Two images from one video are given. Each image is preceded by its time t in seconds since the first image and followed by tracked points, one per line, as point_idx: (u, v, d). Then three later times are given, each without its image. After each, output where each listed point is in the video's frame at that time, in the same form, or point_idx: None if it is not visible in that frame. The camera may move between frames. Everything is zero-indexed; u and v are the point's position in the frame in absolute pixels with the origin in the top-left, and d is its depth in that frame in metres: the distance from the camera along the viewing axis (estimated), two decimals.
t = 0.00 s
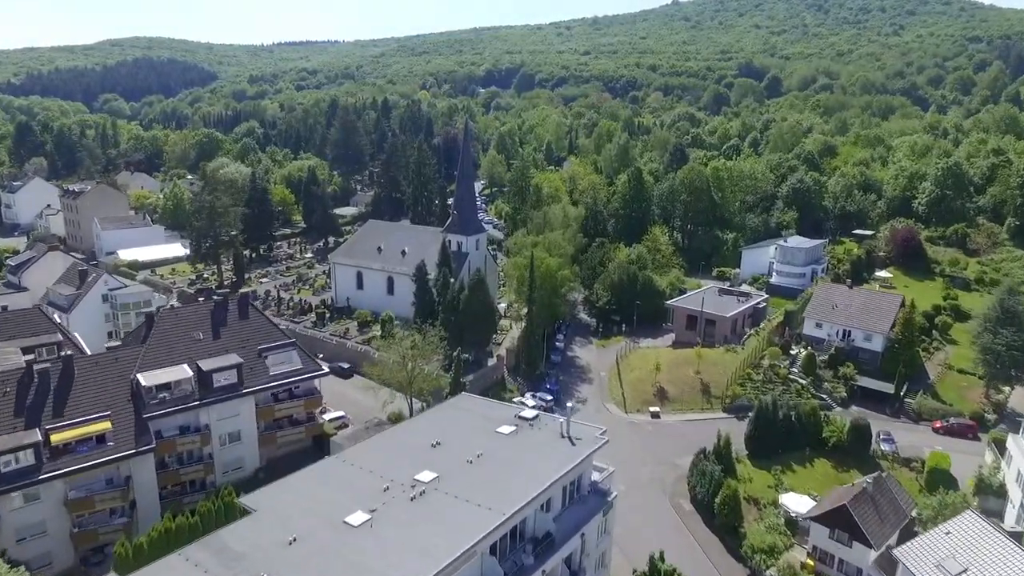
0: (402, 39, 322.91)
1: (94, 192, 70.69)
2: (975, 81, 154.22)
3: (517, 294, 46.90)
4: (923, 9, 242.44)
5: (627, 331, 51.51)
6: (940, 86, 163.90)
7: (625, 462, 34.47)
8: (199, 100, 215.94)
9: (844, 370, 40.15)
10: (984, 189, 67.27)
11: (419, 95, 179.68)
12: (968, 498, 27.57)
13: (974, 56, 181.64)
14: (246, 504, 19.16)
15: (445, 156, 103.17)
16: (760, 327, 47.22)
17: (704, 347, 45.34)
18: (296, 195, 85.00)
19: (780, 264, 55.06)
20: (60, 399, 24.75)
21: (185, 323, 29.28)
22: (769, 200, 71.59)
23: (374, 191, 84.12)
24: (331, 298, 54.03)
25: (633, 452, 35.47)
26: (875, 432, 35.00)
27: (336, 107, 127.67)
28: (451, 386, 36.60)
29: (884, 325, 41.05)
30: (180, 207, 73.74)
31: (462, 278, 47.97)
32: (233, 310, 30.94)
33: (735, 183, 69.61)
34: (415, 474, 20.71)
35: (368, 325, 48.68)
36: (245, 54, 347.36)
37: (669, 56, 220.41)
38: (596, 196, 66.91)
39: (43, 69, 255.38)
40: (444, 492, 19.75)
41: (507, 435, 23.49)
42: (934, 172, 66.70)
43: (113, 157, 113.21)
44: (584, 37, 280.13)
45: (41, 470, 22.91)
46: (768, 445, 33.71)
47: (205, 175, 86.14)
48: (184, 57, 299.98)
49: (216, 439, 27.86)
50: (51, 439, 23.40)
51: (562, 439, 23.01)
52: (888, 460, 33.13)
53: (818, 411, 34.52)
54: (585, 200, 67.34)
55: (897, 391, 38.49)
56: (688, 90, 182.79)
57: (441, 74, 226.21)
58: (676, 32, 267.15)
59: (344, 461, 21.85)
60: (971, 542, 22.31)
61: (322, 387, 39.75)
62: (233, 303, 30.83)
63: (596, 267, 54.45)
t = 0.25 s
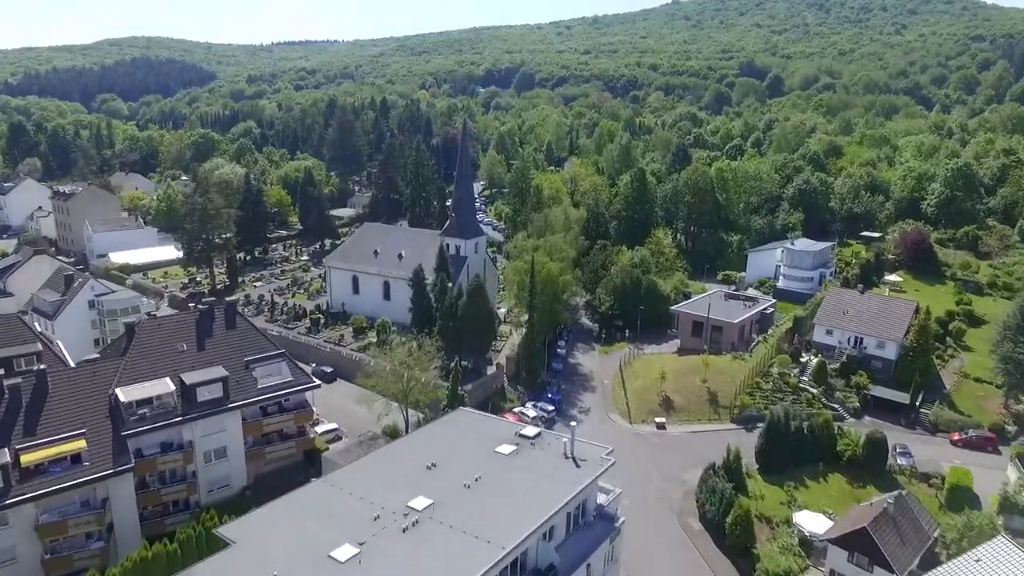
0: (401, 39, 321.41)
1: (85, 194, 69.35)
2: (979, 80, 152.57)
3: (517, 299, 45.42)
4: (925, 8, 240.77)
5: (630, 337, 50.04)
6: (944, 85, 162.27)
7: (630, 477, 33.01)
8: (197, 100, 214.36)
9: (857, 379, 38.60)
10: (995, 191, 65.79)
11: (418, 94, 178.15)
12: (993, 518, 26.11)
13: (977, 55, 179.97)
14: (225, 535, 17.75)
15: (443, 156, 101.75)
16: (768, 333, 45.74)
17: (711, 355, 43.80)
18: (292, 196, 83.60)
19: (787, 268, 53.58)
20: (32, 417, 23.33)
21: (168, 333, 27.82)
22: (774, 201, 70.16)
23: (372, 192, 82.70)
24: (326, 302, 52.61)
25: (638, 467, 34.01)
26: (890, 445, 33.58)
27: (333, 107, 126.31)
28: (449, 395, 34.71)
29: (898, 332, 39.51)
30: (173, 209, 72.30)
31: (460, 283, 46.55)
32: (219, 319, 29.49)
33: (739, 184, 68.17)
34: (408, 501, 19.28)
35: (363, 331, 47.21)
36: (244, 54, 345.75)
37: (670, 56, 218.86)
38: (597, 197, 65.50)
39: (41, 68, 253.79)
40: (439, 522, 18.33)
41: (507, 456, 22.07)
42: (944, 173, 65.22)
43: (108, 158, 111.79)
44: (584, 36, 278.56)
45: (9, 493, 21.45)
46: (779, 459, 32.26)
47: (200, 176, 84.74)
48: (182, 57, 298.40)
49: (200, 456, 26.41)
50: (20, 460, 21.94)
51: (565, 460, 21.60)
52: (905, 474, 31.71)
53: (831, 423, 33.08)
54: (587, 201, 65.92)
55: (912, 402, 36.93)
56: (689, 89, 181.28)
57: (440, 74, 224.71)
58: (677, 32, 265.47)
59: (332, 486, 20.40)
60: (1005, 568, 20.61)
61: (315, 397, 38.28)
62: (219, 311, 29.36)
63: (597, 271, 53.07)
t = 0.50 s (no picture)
0: (401, 39, 320.03)
1: (76, 196, 67.88)
2: (983, 80, 151.05)
3: (517, 306, 43.90)
4: (927, 7, 239.31)
5: (633, 343, 48.62)
6: (948, 85, 160.81)
7: (635, 493, 31.54)
8: (195, 100, 212.83)
9: (871, 389, 37.15)
10: (1005, 192, 64.37)
11: (417, 94, 176.69)
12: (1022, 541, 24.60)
13: (981, 54, 178.42)
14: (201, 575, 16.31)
15: (443, 157, 100.37)
16: (776, 340, 44.27)
17: (717, 363, 42.33)
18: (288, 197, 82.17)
19: (794, 272, 52.14)
20: None
21: (149, 346, 26.32)
22: (779, 202, 68.77)
23: (369, 193, 81.32)
24: (321, 308, 51.21)
25: (644, 482, 32.53)
26: (908, 460, 32.15)
27: (331, 107, 124.92)
28: (446, 410, 32.46)
29: (913, 339, 38.14)
30: (166, 211, 70.89)
31: (458, 289, 45.14)
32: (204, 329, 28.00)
33: (744, 185, 66.73)
34: (400, 535, 17.81)
35: (358, 338, 45.68)
36: (243, 55, 344.54)
37: (671, 55, 217.43)
38: (598, 199, 64.13)
39: (38, 68, 252.27)
40: (433, 557, 16.89)
41: (506, 480, 20.62)
42: (953, 174, 63.75)
43: (104, 158, 110.63)
44: (584, 36, 277.14)
45: None
46: (792, 475, 30.83)
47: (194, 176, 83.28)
48: (181, 57, 296.89)
49: (182, 475, 24.95)
50: None
51: (569, 484, 20.20)
52: (924, 492, 30.26)
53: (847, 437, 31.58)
54: (588, 203, 64.55)
55: (929, 414, 35.39)
56: (690, 89, 179.89)
57: (440, 74, 223.24)
58: (677, 31, 264.02)
59: (318, 516, 18.90)
60: None
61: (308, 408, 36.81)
62: (203, 321, 27.87)
63: (599, 276, 51.68)
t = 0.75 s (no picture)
0: (400, 39, 318.53)
1: (67, 198, 66.36)
2: (988, 79, 149.59)
3: (517, 313, 42.45)
4: (930, 6, 237.78)
5: (637, 350, 47.17)
6: (951, 84, 159.37)
7: (642, 511, 30.02)
8: (193, 99, 211.28)
9: (886, 399, 35.76)
10: (1017, 194, 62.99)
11: (416, 94, 175.18)
12: None
13: (984, 53, 176.98)
14: None
15: (442, 157, 98.96)
16: (785, 348, 42.84)
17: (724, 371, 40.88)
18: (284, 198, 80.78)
19: (803, 276, 50.75)
20: None
21: (128, 359, 24.85)
22: (785, 204, 67.39)
23: (367, 195, 79.84)
24: (316, 314, 49.78)
25: (651, 499, 31.01)
26: (928, 476, 30.77)
27: (329, 107, 123.50)
28: (444, 424, 29.14)
29: (929, 348, 36.86)
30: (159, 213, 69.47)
31: (457, 294, 43.70)
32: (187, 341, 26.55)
33: (750, 186, 65.24)
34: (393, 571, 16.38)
35: (353, 345, 44.20)
36: (242, 54, 342.92)
37: (672, 55, 215.99)
38: (600, 201, 62.72)
39: (36, 68, 250.69)
40: None
41: (507, 508, 19.23)
42: (964, 175, 62.41)
43: (98, 159, 109.18)
44: (584, 36, 275.61)
45: None
46: (807, 491, 29.42)
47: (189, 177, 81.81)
48: (179, 57, 295.45)
49: (162, 497, 23.47)
50: None
51: (575, 512, 18.84)
52: (945, 511, 28.87)
53: (863, 452, 30.18)
54: (589, 205, 63.15)
55: (947, 426, 34.02)
56: (691, 88, 178.45)
57: (439, 73, 221.69)
58: (678, 31, 262.53)
59: (304, 549, 17.48)
60: None
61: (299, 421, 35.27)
62: (186, 332, 26.42)
63: (601, 280, 50.20)
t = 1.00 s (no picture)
0: (399, 39, 317.05)
1: (57, 200, 64.92)
2: (993, 78, 147.95)
3: (518, 319, 40.97)
4: (933, 6, 236.10)
5: (642, 357, 45.70)
6: (955, 84, 157.81)
7: (650, 531, 28.53)
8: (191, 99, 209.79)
9: (903, 411, 34.29)
10: None
11: (416, 93, 173.73)
12: None
13: (988, 52, 175.41)
14: None
15: (441, 157, 97.50)
16: (795, 355, 41.37)
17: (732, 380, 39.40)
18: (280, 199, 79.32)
19: (812, 281, 49.26)
20: None
21: (105, 374, 23.46)
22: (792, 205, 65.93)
23: (364, 196, 78.37)
24: (311, 319, 48.34)
25: (659, 517, 29.57)
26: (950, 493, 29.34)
27: (327, 107, 122.05)
28: (442, 440, 27.54)
29: (947, 356, 35.36)
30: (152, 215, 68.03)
31: (455, 300, 42.31)
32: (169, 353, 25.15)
33: (755, 187, 63.78)
34: None
35: (348, 352, 42.76)
36: (241, 54, 341.40)
37: (673, 54, 214.54)
38: (603, 202, 61.27)
39: (33, 68, 249.20)
40: None
41: (509, 540, 17.79)
42: (975, 176, 60.97)
43: (93, 160, 107.76)
44: (585, 35, 274.10)
45: None
46: (824, 510, 27.93)
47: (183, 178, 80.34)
48: (178, 57, 293.94)
49: (140, 521, 21.98)
50: None
51: (582, 545, 17.47)
52: (970, 531, 27.39)
53: (882, 467, 28.67)
54: (591, 207, 61.69)
55: (968, 438, 32.54)
56: (693, 88, 176.92)
57: (439, 73, 220.15)
58: (679, 30, 260.94)
59: None
60: None
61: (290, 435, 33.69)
62: (167, 344, 25.02)
63: (605, 284, 48.75)
